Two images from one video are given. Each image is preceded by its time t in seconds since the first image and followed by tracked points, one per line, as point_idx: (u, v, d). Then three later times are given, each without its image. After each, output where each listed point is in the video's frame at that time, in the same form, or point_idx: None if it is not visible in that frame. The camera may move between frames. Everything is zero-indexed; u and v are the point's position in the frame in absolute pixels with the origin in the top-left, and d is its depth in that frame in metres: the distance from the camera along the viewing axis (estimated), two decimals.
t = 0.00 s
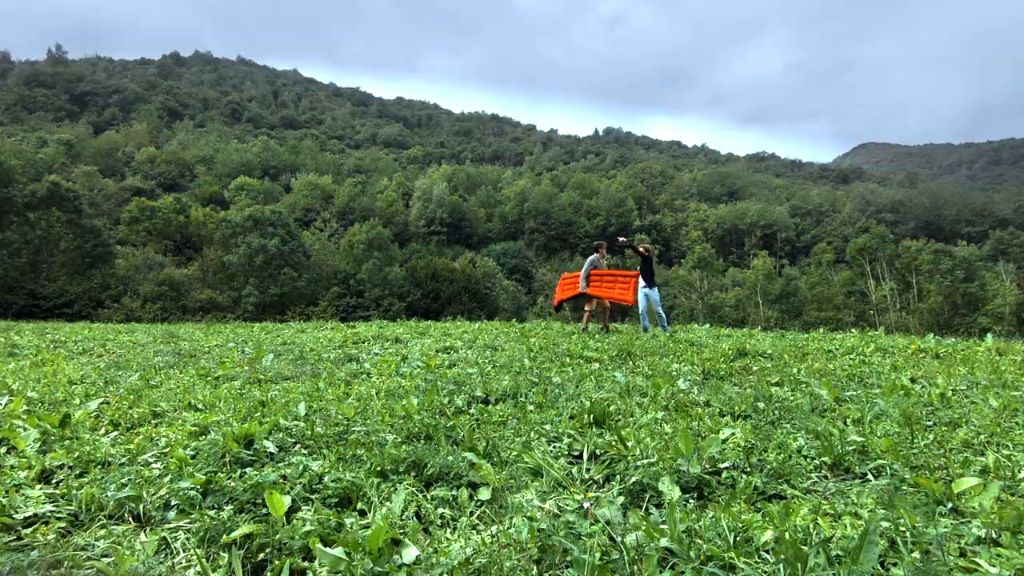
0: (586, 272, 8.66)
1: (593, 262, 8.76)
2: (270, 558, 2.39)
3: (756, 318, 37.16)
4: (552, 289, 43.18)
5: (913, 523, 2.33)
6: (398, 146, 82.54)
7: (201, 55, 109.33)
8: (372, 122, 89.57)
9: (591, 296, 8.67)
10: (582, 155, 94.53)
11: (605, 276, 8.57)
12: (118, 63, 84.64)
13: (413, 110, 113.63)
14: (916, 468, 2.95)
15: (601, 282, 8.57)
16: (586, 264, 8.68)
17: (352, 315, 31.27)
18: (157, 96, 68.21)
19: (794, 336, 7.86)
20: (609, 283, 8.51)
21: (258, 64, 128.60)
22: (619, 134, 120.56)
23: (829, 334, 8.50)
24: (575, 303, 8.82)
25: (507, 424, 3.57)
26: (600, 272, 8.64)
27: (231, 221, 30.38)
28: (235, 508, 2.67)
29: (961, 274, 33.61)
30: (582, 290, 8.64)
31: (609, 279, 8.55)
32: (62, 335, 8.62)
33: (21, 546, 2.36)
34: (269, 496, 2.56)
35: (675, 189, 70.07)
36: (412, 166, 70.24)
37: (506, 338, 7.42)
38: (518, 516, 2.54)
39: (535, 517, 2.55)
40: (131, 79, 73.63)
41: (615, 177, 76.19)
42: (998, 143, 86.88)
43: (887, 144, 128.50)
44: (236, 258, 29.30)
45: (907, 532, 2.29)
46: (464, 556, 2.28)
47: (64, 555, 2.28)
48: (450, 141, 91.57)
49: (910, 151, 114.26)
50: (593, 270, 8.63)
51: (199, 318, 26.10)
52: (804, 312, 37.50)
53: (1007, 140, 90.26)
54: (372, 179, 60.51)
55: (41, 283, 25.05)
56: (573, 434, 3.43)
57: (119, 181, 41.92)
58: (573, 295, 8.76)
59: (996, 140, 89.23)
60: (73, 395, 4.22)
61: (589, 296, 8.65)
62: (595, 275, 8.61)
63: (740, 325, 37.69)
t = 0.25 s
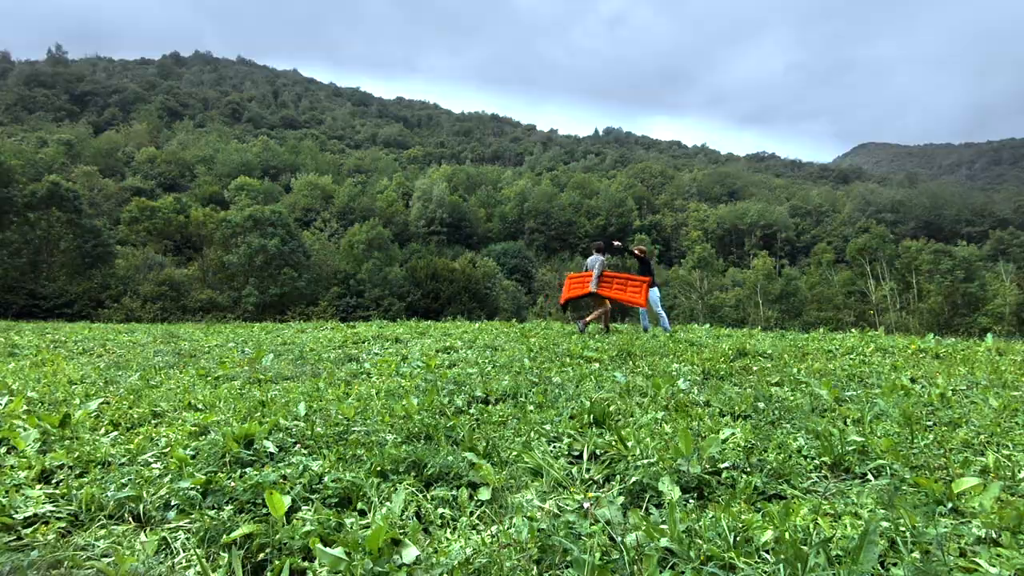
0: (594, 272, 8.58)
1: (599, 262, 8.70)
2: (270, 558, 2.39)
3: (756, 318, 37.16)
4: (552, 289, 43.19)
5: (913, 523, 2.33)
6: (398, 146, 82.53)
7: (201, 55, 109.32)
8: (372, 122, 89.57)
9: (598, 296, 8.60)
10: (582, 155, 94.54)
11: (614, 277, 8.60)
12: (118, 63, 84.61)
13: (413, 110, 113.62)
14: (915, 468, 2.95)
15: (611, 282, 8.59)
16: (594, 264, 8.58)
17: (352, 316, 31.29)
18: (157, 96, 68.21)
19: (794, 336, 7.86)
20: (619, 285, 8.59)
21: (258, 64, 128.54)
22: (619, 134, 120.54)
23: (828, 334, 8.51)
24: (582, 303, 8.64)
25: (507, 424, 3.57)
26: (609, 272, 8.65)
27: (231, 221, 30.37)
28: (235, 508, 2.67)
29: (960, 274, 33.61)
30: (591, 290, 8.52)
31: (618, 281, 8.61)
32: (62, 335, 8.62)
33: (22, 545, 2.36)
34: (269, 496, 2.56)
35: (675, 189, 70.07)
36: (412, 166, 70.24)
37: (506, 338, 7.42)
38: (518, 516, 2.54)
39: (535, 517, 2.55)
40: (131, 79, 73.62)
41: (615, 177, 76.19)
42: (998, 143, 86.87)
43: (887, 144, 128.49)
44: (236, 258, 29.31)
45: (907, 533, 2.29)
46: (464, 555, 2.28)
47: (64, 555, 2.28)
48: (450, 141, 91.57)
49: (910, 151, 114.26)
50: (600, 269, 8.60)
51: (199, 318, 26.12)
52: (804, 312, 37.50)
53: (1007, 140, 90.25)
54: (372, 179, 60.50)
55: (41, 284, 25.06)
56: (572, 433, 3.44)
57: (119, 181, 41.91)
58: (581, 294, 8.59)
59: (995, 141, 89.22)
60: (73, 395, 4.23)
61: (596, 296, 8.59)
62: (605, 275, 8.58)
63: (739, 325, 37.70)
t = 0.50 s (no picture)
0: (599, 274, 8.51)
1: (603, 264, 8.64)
2: (270, 558, 2.39)
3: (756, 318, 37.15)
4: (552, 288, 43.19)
5: (913, 523, 2.33)
6: (398, 147, 82.53)
7: (201, 54, 109.29)
8: (372, 122, 89.57)
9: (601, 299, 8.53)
10: (582, 155, 94.52)
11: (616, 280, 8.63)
12: (118, 63, 84.57)
13: (412, 110, 113.73)
14: (915, 468, 2.95)
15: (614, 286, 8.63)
16: (599, 266, 8.47)
17: (353, 316, 31.31)
18: (157, 96, 68.20)
19: (794, 336, 7.86)
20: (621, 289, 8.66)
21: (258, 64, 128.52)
22: (619, 134, 120.54)
23: (828, 334, 8.51)
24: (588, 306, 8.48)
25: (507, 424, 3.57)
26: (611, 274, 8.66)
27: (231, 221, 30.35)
28: (235, 508, 2.67)
29: (961, 274, 33.59)
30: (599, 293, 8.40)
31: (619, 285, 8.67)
32: (62, 335, 8.62)
33: (21, 545, 2.36)
34: (269, 496, 2.56)
35: (675, 189, 70.09)
36: (412, 166, 70.25)
37: (506, 338, 7.42)
38: (519, 516, 2.54)
39: (535, 517, 2.55)
40: (131, 79, 73.63)
41: (615, 177, 76.17)
42: (998, 143, 86.86)
43: (887, 145, 128.47)
44: (236, 258, 29.30)
45: (907, 532, 2.29)
46: (464, 555, 2.28)
47: (64, 555, 2.28)
48: (450, 141, 91.58)
49: (910, 151, 114.26)
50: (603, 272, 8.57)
51: (199, 318, 26.12)
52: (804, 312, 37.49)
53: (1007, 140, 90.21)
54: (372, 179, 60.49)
55: (41, 283, 25.07)
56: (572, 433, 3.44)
57: (119, 181, 41.91)
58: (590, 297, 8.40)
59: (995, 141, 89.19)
60: (73, 395, 4.23)
61: (599, 300, 8.55)
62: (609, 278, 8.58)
63: (739, 325, 37.70)
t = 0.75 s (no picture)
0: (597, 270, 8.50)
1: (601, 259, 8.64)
2: (270, 558, 2.39)
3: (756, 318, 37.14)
4: (552, 288, 43.19)
5: (914, 523, 2.33)
6: (398, 147, 82.51)
7: (201, 55, 109.26)
8: (372, 122, 89.55)
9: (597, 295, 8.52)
10: (583, 155, 94.49)
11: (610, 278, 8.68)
12: (118, 63, 84.55)
13: (412, 110, 113.74)
14: (916, 468, 2.95)
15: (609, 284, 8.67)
16: (599, 262, 8.47)
17: (353, 316, 31.33)
18: (157, 96, 68.19)
19: (794, 336, 7.86)
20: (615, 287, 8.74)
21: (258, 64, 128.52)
22: (619, 134, 120.52)
23: (828, 334, 8.51)
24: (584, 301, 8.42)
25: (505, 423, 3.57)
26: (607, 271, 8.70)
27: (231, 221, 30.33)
28: (235, 508, 2.67)
29: (961, 274, 33.58)
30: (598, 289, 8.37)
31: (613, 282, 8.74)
32: (62, 335, 8.63)
33: (22, 545, 2.36)
34: (269, 496, 2.56)
35: (675, 189, 70.10)
36: (412, 166, 70.26)
37: (506, 338, 7.42)
38: (519, 516, 2.54)
39: (536, 517, 2.55)
40: (132, 79, 73.64)
41: (615, 177, 76.20)
42: (998, 143, 86.83)
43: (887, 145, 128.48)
44: (236, 258, 29.29)
45: (907, 532, 2.29)
46: (463, 555, 2.28)
47: (64, 555, 2.28)
48: (450, 141, 91.56)
49: (910, 151, 114.25)
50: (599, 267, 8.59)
51: (199, 318, 26.13)
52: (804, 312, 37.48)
53: (1008, 140, 90.18)
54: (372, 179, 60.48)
55: (41, 283, 25.07)
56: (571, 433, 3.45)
57: (119, 181, 41.90)
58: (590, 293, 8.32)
59: (996, 141, 89.16)
60: (73, 395, 4.23)
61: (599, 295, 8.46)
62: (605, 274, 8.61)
63: (739, 325, 37.70)
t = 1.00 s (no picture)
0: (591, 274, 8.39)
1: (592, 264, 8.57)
2: (270, 558, 2.39)
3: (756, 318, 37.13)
4: (552, 288, 43.19)
5: (914, 523, 2.33)
6: (398, 147, 82.50)
7: (202, 55, 109.23)
8: (372, 122, 89.51)
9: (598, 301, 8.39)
10: (583, 155, 94.46)
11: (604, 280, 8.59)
12: (118, 63, 84.51)
13: (413, 110, 113.78)
14: (915, 468, 2.95)
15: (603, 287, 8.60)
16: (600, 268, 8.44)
17: (353, 316, 31.40)
18: (157, 96, 68.15)
19: (793, 336, 7.87)
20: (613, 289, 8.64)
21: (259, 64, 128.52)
22: (619, 134, 120.54)
23: (828, 334, 8.51)
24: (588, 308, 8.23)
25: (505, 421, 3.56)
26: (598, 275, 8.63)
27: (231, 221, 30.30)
28: (235, 508, 2.67)
29: (961, 274, 33.57)
30: (602, 295, 8.22)
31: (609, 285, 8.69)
32: (62, 335, 8.62)
33: (22, 545, 2.36)
34: (269, 496, 2.56)
35: (675, 189, 70.14)
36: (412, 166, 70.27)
37: (506, 338, 7.42)
38: (518, 516, 2.54)
39: (536, 517, 2.55)
40: (132, 79, 73.62)
41: (615, 177, 76.25)
42: (998, 143, 86.84)
43: (887, 145, 128.53)
44: (236, 258, 29.28)
45: (907, 532, 2.29)
46: (466, 555, 2.28)
47: (64, 555, 2.28)
48: (450, 141, 91.57)
49: (910, 151, 114.28)
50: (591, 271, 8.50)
51: (199, 318, 26.14)
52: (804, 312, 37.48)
53: (1007, 140, 90.21)
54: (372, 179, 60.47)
55: (41, 283, 25.07)
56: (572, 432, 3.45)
57: (119, 181, 41.89)
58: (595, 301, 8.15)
59: (995, 141, 89.21)
60: (73, 395, 4.22)
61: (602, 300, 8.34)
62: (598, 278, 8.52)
63: (739, 325, 37.54)
